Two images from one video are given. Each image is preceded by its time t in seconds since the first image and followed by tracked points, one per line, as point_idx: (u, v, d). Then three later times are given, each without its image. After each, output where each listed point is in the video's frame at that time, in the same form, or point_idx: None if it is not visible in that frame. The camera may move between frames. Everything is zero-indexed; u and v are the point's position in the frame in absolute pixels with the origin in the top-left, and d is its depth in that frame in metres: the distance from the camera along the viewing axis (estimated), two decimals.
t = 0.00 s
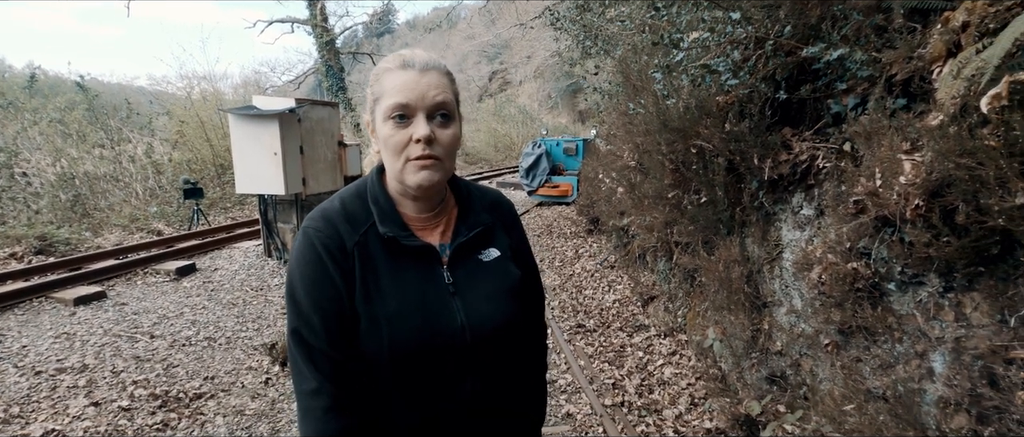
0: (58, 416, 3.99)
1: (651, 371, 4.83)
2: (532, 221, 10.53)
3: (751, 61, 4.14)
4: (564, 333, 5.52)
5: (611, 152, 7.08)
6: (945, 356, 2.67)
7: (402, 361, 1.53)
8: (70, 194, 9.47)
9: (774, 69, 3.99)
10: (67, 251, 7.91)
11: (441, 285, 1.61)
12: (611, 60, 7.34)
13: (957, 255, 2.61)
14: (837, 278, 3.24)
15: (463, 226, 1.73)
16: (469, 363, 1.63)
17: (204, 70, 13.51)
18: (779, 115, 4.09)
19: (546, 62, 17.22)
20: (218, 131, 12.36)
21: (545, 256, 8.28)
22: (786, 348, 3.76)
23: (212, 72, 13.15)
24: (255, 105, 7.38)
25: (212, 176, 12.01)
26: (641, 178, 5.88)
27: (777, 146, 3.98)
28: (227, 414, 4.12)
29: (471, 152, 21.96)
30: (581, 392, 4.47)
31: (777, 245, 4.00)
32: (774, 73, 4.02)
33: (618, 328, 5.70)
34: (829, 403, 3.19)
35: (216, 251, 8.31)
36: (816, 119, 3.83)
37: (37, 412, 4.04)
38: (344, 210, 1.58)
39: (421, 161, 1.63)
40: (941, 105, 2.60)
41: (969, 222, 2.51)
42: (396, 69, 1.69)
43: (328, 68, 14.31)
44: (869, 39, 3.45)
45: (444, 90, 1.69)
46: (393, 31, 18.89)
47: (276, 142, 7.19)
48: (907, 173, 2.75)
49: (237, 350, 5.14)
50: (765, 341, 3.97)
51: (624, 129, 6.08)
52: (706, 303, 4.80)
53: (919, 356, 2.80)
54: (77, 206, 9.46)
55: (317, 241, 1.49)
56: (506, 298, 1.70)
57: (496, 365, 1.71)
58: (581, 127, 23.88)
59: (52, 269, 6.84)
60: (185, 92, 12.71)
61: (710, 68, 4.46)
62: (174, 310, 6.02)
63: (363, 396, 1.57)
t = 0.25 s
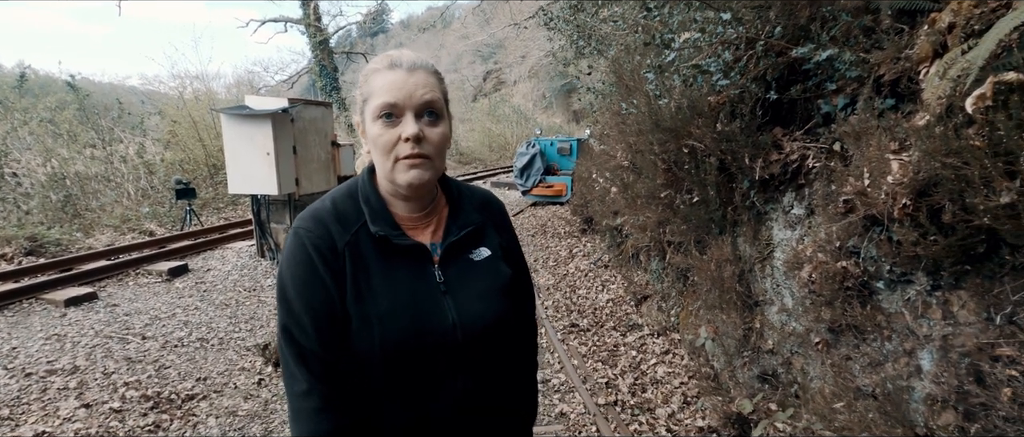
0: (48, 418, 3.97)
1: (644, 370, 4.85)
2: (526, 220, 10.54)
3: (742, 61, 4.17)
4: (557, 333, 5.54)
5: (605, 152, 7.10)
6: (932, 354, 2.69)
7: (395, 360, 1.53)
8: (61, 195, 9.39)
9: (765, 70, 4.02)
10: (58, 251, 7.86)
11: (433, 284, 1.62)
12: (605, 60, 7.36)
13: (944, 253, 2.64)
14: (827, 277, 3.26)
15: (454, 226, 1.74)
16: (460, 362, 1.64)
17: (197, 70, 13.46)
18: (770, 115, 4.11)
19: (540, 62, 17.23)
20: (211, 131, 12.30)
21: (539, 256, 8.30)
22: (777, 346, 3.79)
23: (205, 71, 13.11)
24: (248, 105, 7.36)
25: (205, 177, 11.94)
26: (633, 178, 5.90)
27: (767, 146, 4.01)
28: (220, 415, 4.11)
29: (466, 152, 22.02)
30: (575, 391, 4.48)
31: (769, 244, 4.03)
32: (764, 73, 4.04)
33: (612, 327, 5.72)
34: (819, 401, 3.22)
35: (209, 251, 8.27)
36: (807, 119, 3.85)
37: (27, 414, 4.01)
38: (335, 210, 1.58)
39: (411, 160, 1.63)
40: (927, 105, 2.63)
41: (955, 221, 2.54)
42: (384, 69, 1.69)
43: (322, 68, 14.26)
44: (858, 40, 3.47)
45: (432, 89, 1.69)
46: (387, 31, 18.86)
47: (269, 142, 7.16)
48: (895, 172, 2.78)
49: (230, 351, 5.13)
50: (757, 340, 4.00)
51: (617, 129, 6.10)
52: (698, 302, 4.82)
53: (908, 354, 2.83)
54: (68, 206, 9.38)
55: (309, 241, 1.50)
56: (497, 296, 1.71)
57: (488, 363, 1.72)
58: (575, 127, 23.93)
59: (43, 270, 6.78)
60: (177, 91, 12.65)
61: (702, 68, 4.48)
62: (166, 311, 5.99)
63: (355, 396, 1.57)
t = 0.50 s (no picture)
0: (39, 420, 3.95)
1: (638, 369, 4.87)
2: (521, 221, 10.56)
3: (734, 61, 4.19)
4: (552, 332, 5.55)
5: (599, 152, 7.12)
6: (921, 352, 2.72)
7: (387, 361, 1.54)
8: (53, 195, 9.34)
9: (756, 70, 4.04)
10: (50, 252, 7.81)
11: (426, 284, 1.62)
12: (599, 61, 7.38)
13: (931, 252, 2.66)
14: (817, 276, 3.29)
15: (447, 225, 1.75)
16: (454, 362, 1.65)
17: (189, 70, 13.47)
18: (761, 115, 4.14)
19: (535, 62, 17.24)
20: (204, 131, 12.25)
21: (534, 255, 8.32)
22: (770, 345, 3.81)
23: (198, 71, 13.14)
24: (241, 105, 7.34)
25: (199, 177, 11.90)
26: (627, 178, 5.93)
27: (759, 146, 4.03)
28: (213, 416, 4.10)
29: (460, 152, 22.28)
30: (569, 391, 4.49)
31: (760, 243, 4.05)
32: (756, 74, 4.06)
33: (606, 326, 5.74)
34: (810, 399, 3.24)
35: (203, 252, 8.24)
36: (798, 119, 3.87)
37: (18, 416, 4.00)
38: (327, 211, 1.58)
39: (403, 158, 1.64)
40: (915, 105, 2.65)
41: (942, 220, 2.57)
42: (372, 69, 1.70)
43: (316, 68, 14.22)
44: (848, 41, 3.49)
45: (420, 86, 1.70)
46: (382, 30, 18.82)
47: (262, 143, 7.14)
48: (883, 172, 2.81)
49: (223, 352, 5.11)
50: (749, 339, 4.03)
51: (611, 129, 6.12)
52: (692, 301, 4.84)
53: (897, 352, 2.85)
54: (60, 207, 9.32)
55: (299, 243, 1.50)
56: (490, 296, 1.72)
57: (481, 363, 1.72)
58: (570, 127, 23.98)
59: (35, 271, 6.75)
60: (170, 91, 12.62)
61: (694, 68, 4.50)
62: (159, 312, 5.97)
63: (348, 398, 1.58)
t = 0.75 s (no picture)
0: (36, 421, 3.95)
1: (635, 371, 4.88)
2: (519, 222, 10.57)
3: (729, 64, 4.22)
4: (549, 334, 5.56)
5: (596, 154, 7.13)
6: (915, 353, 2.73)
7: (390, 364, 1.55)
8: (51, 197, 9.34)
9: (752, 72, 4.06)
10: (48, 254, 7.82)
11: (428, 287, 1.63)
12: (596, 63, 7.39)
13: (925, 254, 2.68)
14: (812, 277, 3.30)
15: (448, 227, 1.76)
16: (456, 364, 1.66)
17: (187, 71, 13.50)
18: (757, 117, 4.16)
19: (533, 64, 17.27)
20: (203, 133, 12.25)
21: (532, 257, 8.33)
22: (766, 346, 3.83)
23: (196, 73, 13.17)
24: (239, 107, 7.34)
25: (197, 178, 11.90)
26: (624, 179, 5.95)
27: (755, 148, 4.04)
28: (210, 418, 4.10)
29: (459, 153, 22.27)
30: (566, 392, 4.51)
31: (757, 245, 4.07)
32: (751, 76, 4.09)
33: (603, 328, 5.75)
34: (806, 400, 3.26)
35: (201, 254, 8.25)
36: (793, 121, 3.89)
37: (15, 418, 4.00)
38: (328, 215, 1.59)
39: (404, 164, 1.65)
40: (907, 108, 2.67)
41: (935, 222, 2.59)
42: (366, 75, 1.70)
43: (314, 70, 14.23)
44: (842, 44, 3.51)
45: (415, 89, 1.71)
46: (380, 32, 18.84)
47: (260, 145, 7.15)
48: (877, 174, 2.82)
49: (221, 353, 5.11)
50: (746, 340, 4.04)
51: (608, 131, 6.14)
52: (688, 303, 4.86)
53: (892, 353, 2.87)
54: (58, 208, 9.32)
55: (299, 248, 1.51)
56: (492, 297, 1.73)
57: (483, 364, 1.74)
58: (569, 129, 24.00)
59: (33, 273, 6.75)
60: (168, 93, 12.62)
61: (690, 70, 4.51)
62: (156, 314, 5.97)
63: (351, 402, 1.59)
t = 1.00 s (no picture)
0: (31, 426, 3.94)
1: (631, 374, 4.89)
2: (517, 226, 10.59)
3: (724, 69, 4.25)
4: (546, 338, 5.57)
5: (593, 159, 7.16)
6: (908, 357, 2.75)
7: (398, 372, 1.54)
8: (47, 201, 9.33)
9: (747, 78, 4.10)
10: (44, 258, 7.80)
11: (434, 292, 1.65)
12: (593, 67, 7.42)
13: (916, 258, 2.70)
14: (806, 281, 3.32)
15: (449, 233, 1.81)
16: (463, 369, 1.67)
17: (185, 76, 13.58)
18: (752, 122, 4.22)
19: (531, 68, 17.30)
20: (200, 137, 12.25)
21: (529, 261, 8.34)
22: (761, 350, 3.84)
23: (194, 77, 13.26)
24: (236, 111, 7.36)
25: (194, 182, 11.89)
26: (621, 184, 5.97)
27: (749, 153, 4.06)
28: (206, 422, 4.10)
29: (457, 157, 22.25)
30: (563, 396, 4.51)
31: (751, 249, 4.09)
32: (746, 82, 4.12)
33: (600, 332, 5.76)
34: (801, 404, 3.27)
35: (198, 258, 8.24)
36: (788, 126, 3.94)
37: (10, 423, 3.99)
38: (330, 222, 1.60)
39: (404, 166, 1.66)
40: (898, 114, 2.70)
41: (926, 227, 2.61)
42: (364, 80, 1.72)
43: (312, 74, 14.25)
44: (834, 50, 3.53)
45: (414, 93, 1.73)
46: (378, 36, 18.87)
47: (257, 149, 7.16)
48: (869, 179, 2.85)
49: (217, 358, 5.11)
50: (741, 344, 4.06)
51: (604, 135, 6.16)
52: (684, 307, 4.88)
53: (885, 357, 2.89)
54: (54, 212, 9.30)
55: (301, 258, 1.50)
56: (495, 300, 1.77)
57: (488, 368, 1.76)
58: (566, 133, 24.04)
59: (29, 278, 6.73)
60: (166, 97, 12.62)
61: (684, 76, 4.54)
62: (153, 318, 5.96)
63: (356, 412, 1.58)
